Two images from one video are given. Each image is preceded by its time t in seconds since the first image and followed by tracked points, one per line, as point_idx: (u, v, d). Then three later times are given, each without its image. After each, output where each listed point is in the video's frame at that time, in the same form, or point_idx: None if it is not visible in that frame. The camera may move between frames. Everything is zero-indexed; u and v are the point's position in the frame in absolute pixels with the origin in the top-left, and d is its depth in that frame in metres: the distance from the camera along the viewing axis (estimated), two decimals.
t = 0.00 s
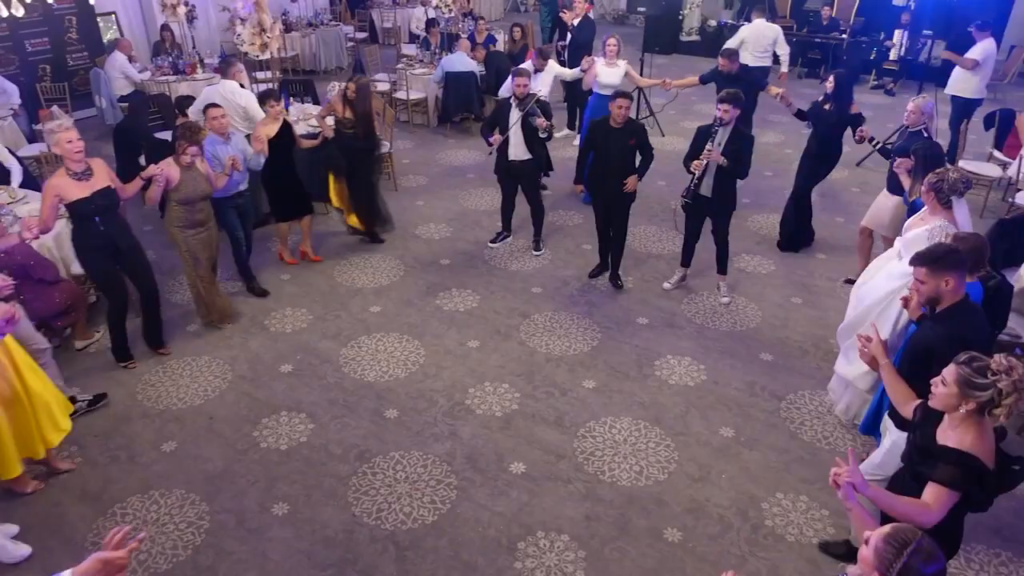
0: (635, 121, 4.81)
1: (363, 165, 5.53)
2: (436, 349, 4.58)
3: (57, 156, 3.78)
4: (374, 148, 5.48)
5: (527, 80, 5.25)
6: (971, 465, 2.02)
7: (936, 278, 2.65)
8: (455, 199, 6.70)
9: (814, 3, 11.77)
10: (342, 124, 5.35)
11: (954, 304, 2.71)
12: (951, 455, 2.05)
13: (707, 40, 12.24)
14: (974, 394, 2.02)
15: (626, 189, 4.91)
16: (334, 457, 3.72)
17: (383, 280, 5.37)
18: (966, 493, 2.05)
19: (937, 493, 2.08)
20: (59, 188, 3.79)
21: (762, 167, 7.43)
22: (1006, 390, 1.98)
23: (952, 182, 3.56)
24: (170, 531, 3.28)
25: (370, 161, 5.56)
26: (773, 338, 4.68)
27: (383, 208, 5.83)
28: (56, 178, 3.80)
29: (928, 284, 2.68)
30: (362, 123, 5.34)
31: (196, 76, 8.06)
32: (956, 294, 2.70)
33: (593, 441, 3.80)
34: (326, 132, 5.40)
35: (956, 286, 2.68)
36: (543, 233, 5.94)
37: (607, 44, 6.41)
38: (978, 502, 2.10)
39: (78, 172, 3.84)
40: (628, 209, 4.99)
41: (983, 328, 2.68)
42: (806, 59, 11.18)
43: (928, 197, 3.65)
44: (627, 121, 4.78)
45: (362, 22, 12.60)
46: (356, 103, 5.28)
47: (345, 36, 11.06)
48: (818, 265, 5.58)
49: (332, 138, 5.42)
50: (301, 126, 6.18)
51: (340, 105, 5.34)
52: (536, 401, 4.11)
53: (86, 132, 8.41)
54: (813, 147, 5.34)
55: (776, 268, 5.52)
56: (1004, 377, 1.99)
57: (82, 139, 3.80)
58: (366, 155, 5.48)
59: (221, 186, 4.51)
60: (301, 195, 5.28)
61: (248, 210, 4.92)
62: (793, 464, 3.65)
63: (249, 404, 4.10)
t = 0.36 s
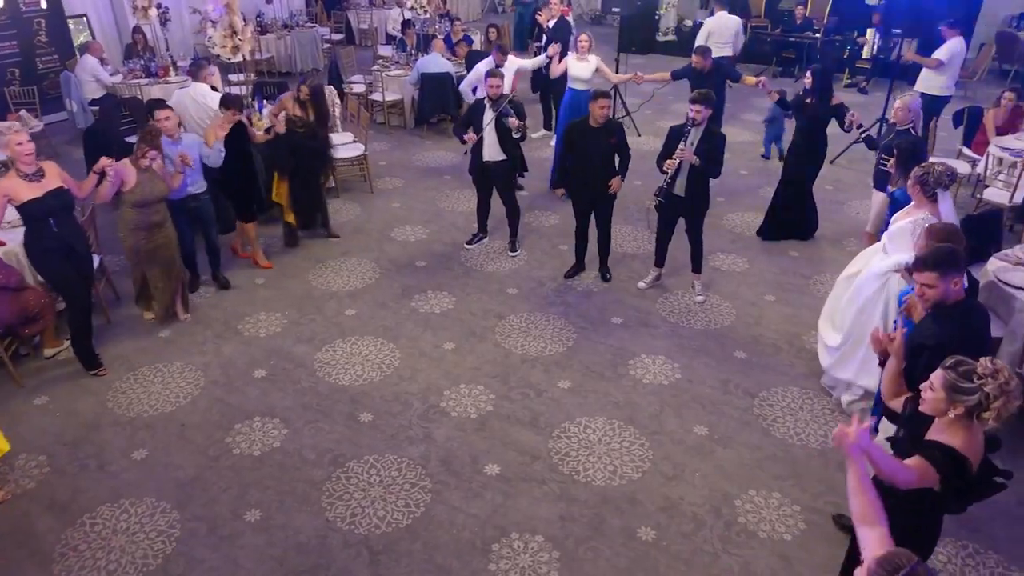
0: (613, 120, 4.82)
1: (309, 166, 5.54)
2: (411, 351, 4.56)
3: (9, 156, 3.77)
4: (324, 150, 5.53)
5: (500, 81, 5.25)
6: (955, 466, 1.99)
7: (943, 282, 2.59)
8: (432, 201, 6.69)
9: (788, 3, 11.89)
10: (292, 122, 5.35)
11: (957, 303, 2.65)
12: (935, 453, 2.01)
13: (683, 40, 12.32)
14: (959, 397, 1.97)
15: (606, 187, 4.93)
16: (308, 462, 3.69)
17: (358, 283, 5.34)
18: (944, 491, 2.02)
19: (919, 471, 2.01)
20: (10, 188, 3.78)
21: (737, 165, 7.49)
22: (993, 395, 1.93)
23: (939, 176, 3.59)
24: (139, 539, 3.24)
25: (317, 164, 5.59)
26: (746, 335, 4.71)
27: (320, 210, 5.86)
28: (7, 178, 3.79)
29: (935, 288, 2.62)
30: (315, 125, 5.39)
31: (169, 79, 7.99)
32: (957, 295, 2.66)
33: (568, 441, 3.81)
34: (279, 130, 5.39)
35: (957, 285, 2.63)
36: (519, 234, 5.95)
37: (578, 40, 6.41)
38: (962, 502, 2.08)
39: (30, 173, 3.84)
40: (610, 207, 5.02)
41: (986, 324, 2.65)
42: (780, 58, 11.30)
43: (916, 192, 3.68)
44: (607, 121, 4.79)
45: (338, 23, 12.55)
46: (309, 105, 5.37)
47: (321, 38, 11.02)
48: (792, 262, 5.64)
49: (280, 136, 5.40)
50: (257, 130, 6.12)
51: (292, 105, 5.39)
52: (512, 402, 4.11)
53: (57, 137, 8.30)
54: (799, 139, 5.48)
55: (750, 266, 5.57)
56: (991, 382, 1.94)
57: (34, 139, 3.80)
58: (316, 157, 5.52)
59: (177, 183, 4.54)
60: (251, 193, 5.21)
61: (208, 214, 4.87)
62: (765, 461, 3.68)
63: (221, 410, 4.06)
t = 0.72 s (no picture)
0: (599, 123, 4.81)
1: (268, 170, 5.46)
2: (387, 354, 4.55)
3: None
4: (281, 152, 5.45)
5: (475, 82, 5.27)
6: (930, 469, 2.01)
7: (918, 270, 2.68)
8: (409, 202, 6.67)
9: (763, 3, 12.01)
10: (247, 127, 5.28)
11: (931, 293, 2.75)
12: (910, 461, 2.02)
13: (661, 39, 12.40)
14: (929, 401, 2.01)
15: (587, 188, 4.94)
16: (282, 466, 3.67)
17: (334, 285, 5.32)
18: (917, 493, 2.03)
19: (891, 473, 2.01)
20: None
21: (713, 164, 7.53)
22: (959, 396, 1.98)
23: (911, 174, 3.66)
24: (110, 548, 3.20)
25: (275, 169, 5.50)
26: (721, 333, 4.75)
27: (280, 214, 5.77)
28: None
29: (909, 275, 2.71)
30: (269, 128, 5.31)
31: (142, 82, 7.91)
32: (932, 285, 2.76)
33: (544, 441, 3.82)
34: (230, 136, 5.30)
35: (931, 276, 2.72)
36: (496, 235, 5.95)
37: (552, 38, 6.42)
38: (931, 506, 2.10)
39: None
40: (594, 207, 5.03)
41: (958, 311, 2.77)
42: (756, 57, 11.40)
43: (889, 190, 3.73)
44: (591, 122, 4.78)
45: (315, 24, 12.49)
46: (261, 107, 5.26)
47: (298, 39, 10.96)
48: (767, 260, 5.68)
49: (237, 142, 5.30)
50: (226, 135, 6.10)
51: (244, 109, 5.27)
52: (488, 403, 4.11)
53: (29, 140, 8.19)
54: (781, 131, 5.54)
55: (726, 264, 5.61)
56: (956, 385, 1.99)
57: None
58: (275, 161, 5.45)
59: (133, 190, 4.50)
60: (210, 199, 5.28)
61: (172, 220, 4.86)
62: (739, 458, 3.71)
63: (194, 416, 4.03)
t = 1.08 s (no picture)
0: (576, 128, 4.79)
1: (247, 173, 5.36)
2: (364, 355, 4.52)
3: None
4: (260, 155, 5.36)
5: (451, 82, 5.22)
6: (876, 453, 2.06)
7: (871, 259, 2.80)
8: (387, 203, 6.64)
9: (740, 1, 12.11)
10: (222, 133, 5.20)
11: (883, 279, 2.86)
12: (855, 445, 2.07)
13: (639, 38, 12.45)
14: (874, 385, 2.08)
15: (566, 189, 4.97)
16: (256, 470, 3.64)
17: (311, 287, 5.28)
18: (865, 477, 2.08)
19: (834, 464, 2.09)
20: None
21: (692, 163, 7.56)
22: (901, 380, 2.06)
23: (868, 170, 3.66)
24: (80, 557, 3.16)
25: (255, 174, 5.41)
26: (698, 331, 4.76)
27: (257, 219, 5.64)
28: None
29: (864, 263, 2.82)
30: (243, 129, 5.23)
31: (115, 83, 7.81)
32: (884, 271, 2.86)
33: (521, 441, 3.81)
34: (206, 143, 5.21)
35: (883, 263, 2.83)
36: (474, 235, 5.93)
37: (527, 39, 6.44)
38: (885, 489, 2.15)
39: None
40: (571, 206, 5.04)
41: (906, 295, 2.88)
42: (734, 55, 11.49)
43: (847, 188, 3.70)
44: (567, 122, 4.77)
45: (292, 24, 12.41)
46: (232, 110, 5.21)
47: (275, 39, 10.89)
48: (744, 257, 5.71)
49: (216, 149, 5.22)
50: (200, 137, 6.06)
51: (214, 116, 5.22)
52: (465, 404, 4.09)
53: None
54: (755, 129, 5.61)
55: (703, 262, 5.63)
56: (898, 368, 2.07)
57: None
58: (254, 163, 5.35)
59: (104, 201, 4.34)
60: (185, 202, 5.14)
61: (144, 224, 4.75)
62: (715, 456, 3.72)
63: (167, 421, 3.98)
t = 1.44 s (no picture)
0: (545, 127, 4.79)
1: (233, 186, 5.29)
2: (341, 358, 4.50)
3: None
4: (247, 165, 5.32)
5: (427, 82, 5.19)
6: (798, 427, 2.24)
7: (814, 235, 2.96)
8: (366, 204, 6.60)
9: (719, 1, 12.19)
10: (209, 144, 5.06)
11: (825, 255, 3.02)
12: (776, 415, 2.27)
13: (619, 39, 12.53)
14: (797, 360, 2.24)
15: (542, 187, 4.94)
16: (232, 476, 3.60)
17: (289, 289, 5.25)
18: (787, 450, 2.26)
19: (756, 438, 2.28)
20: None
21: (671, 161, 7.58)
22: (822, 355, 2.22)
23: (822, 161, 3.66)
24: (51, 566, 3.11)
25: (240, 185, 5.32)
26: (676, 329, 4.78)
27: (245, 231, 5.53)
28: None
29: (807, 240, 2.98)
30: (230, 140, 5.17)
31: (89, 85, 7.73)
32: (827, 248, 3.03)
33: (499, 442, 3.81)
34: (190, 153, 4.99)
35: (825, 239, 3.00)
36: (453, 235, 5.92)
37: (501, 40, 6.38)
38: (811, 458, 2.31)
39: None
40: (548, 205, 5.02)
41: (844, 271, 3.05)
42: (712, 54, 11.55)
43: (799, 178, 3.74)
44: (534, 125, 4.77)
45: (271, 25, 12.34)
46: (216, 120, 5.10)
47: (253, 40, 10.82)
48: (722, 255, 5.74)
49: (197, 162, 5.08)
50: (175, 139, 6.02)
51: (198, 127, 5.03)
52: (443, 405, 4.08)
53: None
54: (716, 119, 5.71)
55: (681, 260, 5.65)
56: (819, 345, 2.23)
57: None
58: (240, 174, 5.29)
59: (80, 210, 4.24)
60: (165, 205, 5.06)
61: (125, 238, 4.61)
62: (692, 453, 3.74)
63: (141, 427, 3.93)
